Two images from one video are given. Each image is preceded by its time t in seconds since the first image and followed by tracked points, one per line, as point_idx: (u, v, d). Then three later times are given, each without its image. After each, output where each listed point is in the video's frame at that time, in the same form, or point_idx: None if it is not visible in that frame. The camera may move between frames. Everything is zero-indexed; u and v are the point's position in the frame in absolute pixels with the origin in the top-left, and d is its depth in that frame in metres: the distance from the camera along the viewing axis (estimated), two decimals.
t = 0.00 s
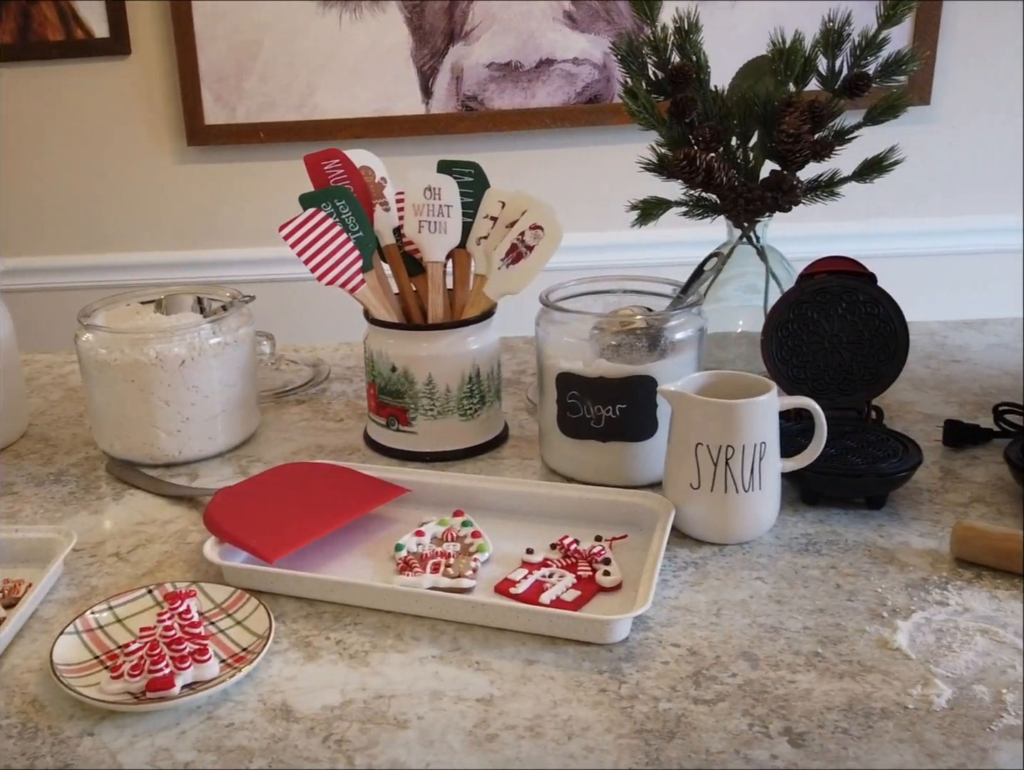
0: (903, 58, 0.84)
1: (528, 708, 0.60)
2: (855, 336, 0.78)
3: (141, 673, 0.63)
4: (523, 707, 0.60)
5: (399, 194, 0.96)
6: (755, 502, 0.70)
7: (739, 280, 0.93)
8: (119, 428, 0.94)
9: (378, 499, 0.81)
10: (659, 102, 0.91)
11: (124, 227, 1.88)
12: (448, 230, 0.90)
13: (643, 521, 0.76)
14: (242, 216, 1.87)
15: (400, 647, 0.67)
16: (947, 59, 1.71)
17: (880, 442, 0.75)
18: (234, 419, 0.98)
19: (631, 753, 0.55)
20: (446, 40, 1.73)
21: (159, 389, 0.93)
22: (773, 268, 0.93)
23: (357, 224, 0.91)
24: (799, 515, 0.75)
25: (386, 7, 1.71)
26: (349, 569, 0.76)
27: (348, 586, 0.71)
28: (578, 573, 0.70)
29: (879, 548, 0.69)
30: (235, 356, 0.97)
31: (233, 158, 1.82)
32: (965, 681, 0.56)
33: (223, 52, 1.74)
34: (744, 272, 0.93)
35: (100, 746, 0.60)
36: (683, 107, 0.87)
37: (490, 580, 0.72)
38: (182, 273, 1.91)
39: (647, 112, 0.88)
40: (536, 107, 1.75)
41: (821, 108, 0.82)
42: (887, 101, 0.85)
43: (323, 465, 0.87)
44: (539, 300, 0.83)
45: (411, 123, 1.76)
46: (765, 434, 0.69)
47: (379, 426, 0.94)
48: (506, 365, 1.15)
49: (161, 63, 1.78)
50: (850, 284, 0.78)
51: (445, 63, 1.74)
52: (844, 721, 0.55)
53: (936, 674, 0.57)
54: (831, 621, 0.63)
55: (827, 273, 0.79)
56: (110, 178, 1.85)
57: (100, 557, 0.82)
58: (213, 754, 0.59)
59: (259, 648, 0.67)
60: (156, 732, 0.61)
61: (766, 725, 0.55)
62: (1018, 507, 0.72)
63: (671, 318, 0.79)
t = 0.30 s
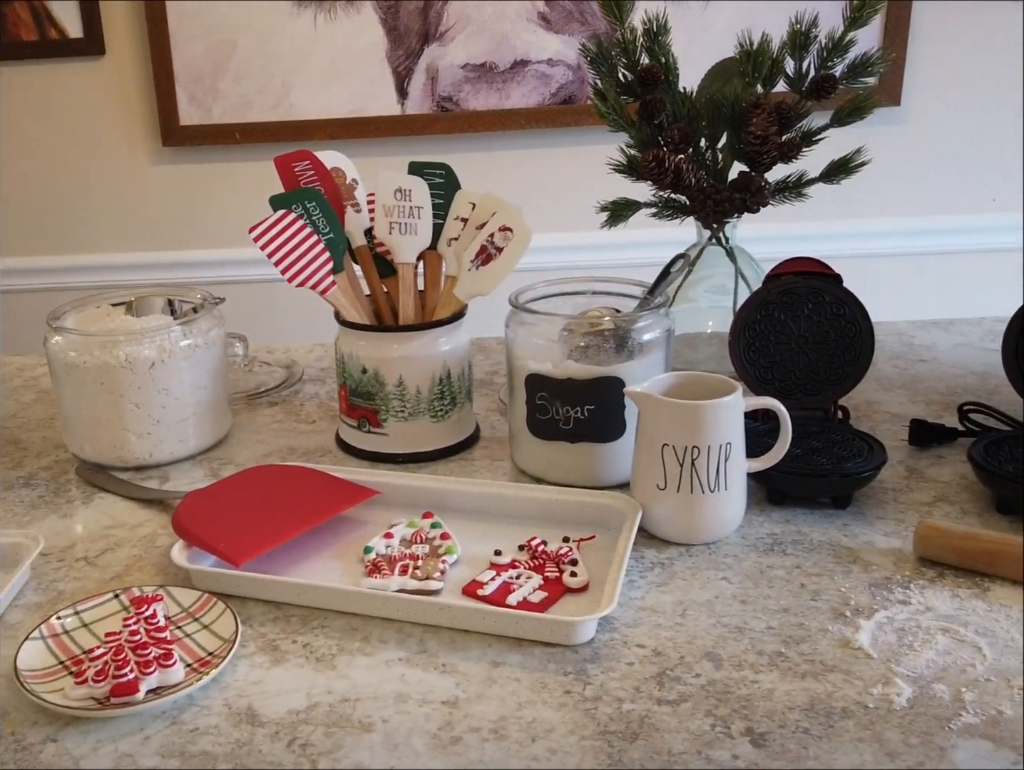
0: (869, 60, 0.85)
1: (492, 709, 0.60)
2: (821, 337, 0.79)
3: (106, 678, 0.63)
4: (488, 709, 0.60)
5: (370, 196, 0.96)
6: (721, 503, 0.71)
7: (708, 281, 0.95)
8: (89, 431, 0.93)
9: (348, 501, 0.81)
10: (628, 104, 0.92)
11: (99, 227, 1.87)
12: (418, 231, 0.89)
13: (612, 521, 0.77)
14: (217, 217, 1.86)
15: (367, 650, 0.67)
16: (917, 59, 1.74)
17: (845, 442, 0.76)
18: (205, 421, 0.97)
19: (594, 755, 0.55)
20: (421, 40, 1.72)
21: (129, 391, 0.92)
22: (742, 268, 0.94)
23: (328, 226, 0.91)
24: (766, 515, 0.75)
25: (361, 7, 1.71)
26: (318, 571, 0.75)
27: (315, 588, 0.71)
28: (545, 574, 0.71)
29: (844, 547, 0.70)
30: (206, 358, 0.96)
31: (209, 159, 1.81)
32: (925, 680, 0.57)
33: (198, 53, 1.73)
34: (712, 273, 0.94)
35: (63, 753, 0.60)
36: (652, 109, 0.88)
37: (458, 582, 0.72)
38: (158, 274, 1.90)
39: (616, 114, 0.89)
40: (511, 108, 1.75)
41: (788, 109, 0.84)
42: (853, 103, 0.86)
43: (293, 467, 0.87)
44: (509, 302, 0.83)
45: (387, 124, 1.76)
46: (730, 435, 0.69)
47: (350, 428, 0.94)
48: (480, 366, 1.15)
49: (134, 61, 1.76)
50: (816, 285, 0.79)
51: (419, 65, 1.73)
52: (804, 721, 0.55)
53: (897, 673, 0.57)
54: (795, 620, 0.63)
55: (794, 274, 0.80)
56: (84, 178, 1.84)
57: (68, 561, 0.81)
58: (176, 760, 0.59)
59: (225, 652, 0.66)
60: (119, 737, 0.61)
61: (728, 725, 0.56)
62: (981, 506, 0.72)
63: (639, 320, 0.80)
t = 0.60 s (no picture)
0: (843, 63, 0.87)
1: (464, 710, 0.60)
2: (795, 337, 0.80)
3: (77, 681, 0.63)
4: (460, 709, 0.60)
5: (349, 198, 0.96)
6: (694, 502, 0.71)
7: (684, 282, 0.97)
8: (66, 432, 0.92)
9: (324, 502, 0.81)
10: (605, 105, 0.93)
11: (80, 227, 1.86)
12: (396, 232, 0.89)
13: (587, 522, 0.77)
14: (199, 217, 1.85)
15: (340, 651, 0.67)
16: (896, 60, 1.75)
17: (819, 442, 0.76)
18: (183, 423, 0.96)
19: (564, 755, 0.55)
20: (402, 41, 1.72)
21: (105, 393, 0.91)
22: (718, 269, 0.96)
23: (305, 227, 0.90)
24: (740, 515, 0.75)
25: (343, 8, 1.71)
26: (293, 573, 0.75)
27: (290, 589, 0.71)
28: (520, 575, 0.71)
29: (816, 546, 0.70)
30: (184, 359, 0.95)
31: (191, 159, 1.81)
32: (894, 679, 0.57)
33: (179, 53, 1.73)
34: (688, 274, 0.96)
35: (34, 756, 0.60)
36: (629, 111, 0.89)
37: (433, 583, 0.72)
38: (140, 274, 1.89)
39: (593, 115, 0.90)
40: (492, 109, 1.75)
41: (763, 110, 0.86)
42: (827, 105, 0.88)
43: (270, 468, 0.86)
44: (486, 303, 0.84)
45: (369, 125, 1.76)
46: (703, 435, 0.70)
47: (328, 429, 0.94)
48: (460, 366, 1.15)
49: (115, 61, 1.76)
50: (790, 285, 0.80)
51: (401, 66, 1.73)
52: (774, 720, 0.55)
53: (866, 672, 0.58)
54: (766, 620, 0.63)
55: (769, 274, 0.81)
56: (65, 178, 1.83)
57: (43, 563, 0.80)
58: (147, 762, 0.58)
59: (198, 654, 0.66)
60: (91, 740, 0.61)
61: (698, 725, 0.56)
62: (952, 505, 0.73)
63: (614, 321, 0.81)
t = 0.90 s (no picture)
0: (823, 64, 0.88)
1: (441, 709, 0.60)
2: (774, 337, 0.80)
3: (53, 681, 0.62)
4: (436, 708, 0.60)
5: (331, 198, 0.95)
6: (672, 501, 0.72)
7: (667, 282, 0.97)
8: (47, 433, 0.92)
9: (305, 501, 0.81)
10: (586, 106, 0.93)
11: (66, 228, 1.86)
12: (378, 232, 0.90)
13: (566, 521, 0.77)
14: (186, 218, 1.85)
15: (318, 651, 0.67)
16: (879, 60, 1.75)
17: (798, 441, 0.77)
18: (166, 422, 0.96)
19: (538, 753, 0.55)
20: (388, 41, 1.72)
21: (87, 393, 0.90)
22: (700, 268, 0.96)
23: (287, 226, 0.90)
24: (719, 513, 0.76)
25: (328, 9, 1.71)
26: (272, 572, 0.75)
27: (268, 589, 0.71)
28: (498, 574, 0.71)
29: (794, 545, 0.70)
30: (166, 358, 0.95)
31: (177, 159, 1.81)
32: (868, 676, 0.57)
33: (165, 54, 1.73)
34: (671, 274, 0.96)
35: (9, 757, 0.59)
36: (610, 110, 0.90)
37: (412, 582, 0.72)
38: (127, 274, 1.89)
39: (575, 115, 0.90)
40: (477, 109, 1.75)
41: (742, 112, 0.86)
42: (807, 105, 0.88)
43: (253, 467, 0.86)
44: (466, 304, 0.84)
45: (355, 125, 1.76)
46: (680, 434, 0.70)
47: (310, 428, 0.94)
48: (444, 366, 1.16)
49: (101, 60, 1.75)
50: (769, 285, 0.80)
51: (386, 66, 1.73)
52: (748, 718, 0.55)
53: (840, 670, 0.58)
54: (742, 618, 0.63)
55: (748, 273, 0.81)
56: (51, 179, 1.82)
57: (22, 564, 0.80)
58: (123, 762, 0.58)
59: (175, 654, 0.66)
60: (67, 740, 0.60)
61: (672, 722, 0.56)
62: (929, 503, 0.74)
63: (594, 320, 0.81)
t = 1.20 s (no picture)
0: (805, 64, 0.88)
1: (418, 707, 0.60)
2: (755, 336, 0.81)
3: (31, 680, 0.62)
4: (413, 706, 0.60)
5: (315, 197, 0.96)
6: (651, 498, 0.72)
7: (650, 281, 0.98)
8: (29, 432, 0.91)
9: (286, 500, 0.81)
10: (569, 105, 0.94)
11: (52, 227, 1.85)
12: (361, 231, 0.90)
13: (546, 519, 0.77)
14: (174, 217, 1.85)
15: (297, 649, 0.67)
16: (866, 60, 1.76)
17: (777, 440, 0.77)
18: (149, 421, 0.96)
19: (514, 750, 0.55)
20: (375, 41, 1.72)
21: (69, 392, 0.90)
22: (683, 268, 0.97)
23: (270, 225, 0.90)
24: (699, 512, 0.76)
25: (316, 9, 1.71)
26: (253, 571, 0.75)
27: (248, 587, 0.71)
28: (479, 572, 0.71)
29: (773, 543, 0.71)
30: (149, 358, 0.94)
31: (165, 159, 1.80)
32: (843, 673, 0.57)
33: (152, 53, 1.73)
34: (654, 274, 0.97)
35: None
36: (593, 110, 0.89)
37: (392, 580, 0.72)
38: (114, 274, 1.88)
39: (558, 115, 0.91)
40: (464, 109, 1.75)
41: (724, 111, 0.86)
42: (789, 105, 0.89)
43: (235, 466, 0.86)
44: (448, 303, 0.84)
45: (342, 124, 1.76)
46: (660, 431, 0.71)
47: (294, 428, 0.94)
48: (430, 365, 1.16)
49: (90, 60, 1.75)
50: (750, 284, 0.80)
51: (374, 66, 1.73)
52: (723, 714, 0.55)
53: (816, 667, 0.58)
54: (720, 615, 0.64)
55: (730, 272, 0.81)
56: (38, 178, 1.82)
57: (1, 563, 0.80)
58: (99, 761, 0.58)
59: (154, 652, 0.66)
60: (43, 739, 0.60)
61: (648, 719, 0.56)
62: (907, 501, 0.74)
63: (575, 319, 0.81)
